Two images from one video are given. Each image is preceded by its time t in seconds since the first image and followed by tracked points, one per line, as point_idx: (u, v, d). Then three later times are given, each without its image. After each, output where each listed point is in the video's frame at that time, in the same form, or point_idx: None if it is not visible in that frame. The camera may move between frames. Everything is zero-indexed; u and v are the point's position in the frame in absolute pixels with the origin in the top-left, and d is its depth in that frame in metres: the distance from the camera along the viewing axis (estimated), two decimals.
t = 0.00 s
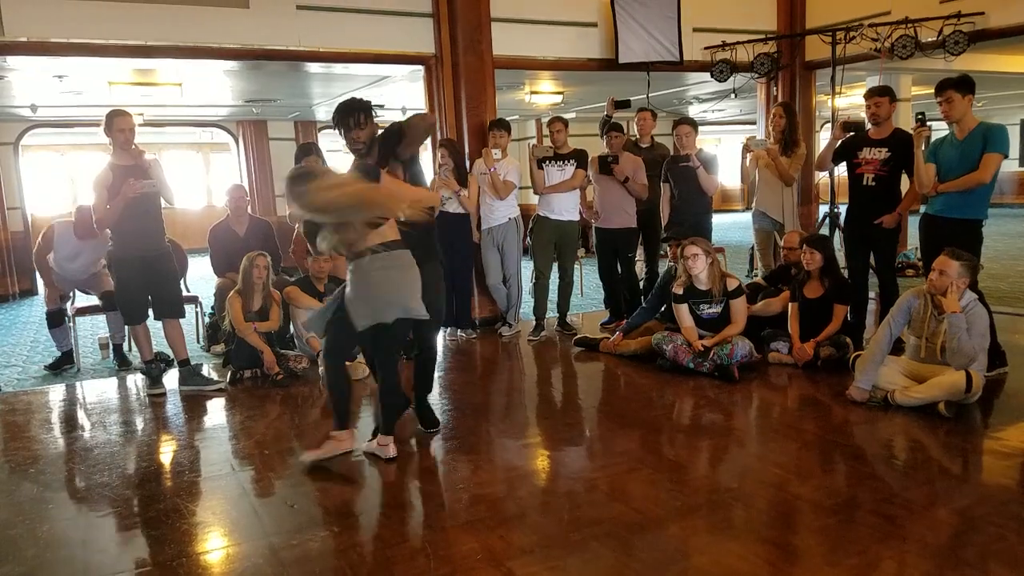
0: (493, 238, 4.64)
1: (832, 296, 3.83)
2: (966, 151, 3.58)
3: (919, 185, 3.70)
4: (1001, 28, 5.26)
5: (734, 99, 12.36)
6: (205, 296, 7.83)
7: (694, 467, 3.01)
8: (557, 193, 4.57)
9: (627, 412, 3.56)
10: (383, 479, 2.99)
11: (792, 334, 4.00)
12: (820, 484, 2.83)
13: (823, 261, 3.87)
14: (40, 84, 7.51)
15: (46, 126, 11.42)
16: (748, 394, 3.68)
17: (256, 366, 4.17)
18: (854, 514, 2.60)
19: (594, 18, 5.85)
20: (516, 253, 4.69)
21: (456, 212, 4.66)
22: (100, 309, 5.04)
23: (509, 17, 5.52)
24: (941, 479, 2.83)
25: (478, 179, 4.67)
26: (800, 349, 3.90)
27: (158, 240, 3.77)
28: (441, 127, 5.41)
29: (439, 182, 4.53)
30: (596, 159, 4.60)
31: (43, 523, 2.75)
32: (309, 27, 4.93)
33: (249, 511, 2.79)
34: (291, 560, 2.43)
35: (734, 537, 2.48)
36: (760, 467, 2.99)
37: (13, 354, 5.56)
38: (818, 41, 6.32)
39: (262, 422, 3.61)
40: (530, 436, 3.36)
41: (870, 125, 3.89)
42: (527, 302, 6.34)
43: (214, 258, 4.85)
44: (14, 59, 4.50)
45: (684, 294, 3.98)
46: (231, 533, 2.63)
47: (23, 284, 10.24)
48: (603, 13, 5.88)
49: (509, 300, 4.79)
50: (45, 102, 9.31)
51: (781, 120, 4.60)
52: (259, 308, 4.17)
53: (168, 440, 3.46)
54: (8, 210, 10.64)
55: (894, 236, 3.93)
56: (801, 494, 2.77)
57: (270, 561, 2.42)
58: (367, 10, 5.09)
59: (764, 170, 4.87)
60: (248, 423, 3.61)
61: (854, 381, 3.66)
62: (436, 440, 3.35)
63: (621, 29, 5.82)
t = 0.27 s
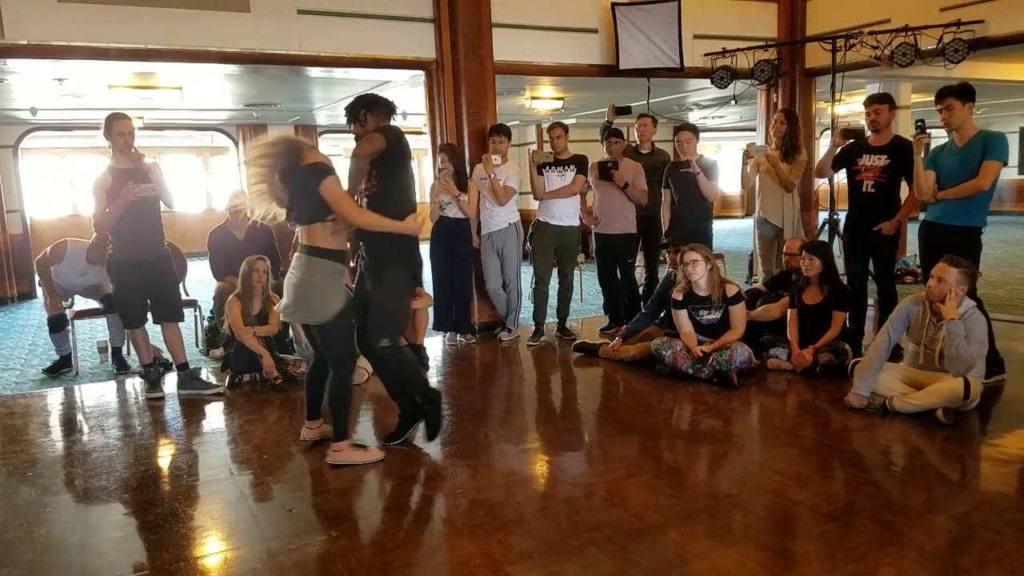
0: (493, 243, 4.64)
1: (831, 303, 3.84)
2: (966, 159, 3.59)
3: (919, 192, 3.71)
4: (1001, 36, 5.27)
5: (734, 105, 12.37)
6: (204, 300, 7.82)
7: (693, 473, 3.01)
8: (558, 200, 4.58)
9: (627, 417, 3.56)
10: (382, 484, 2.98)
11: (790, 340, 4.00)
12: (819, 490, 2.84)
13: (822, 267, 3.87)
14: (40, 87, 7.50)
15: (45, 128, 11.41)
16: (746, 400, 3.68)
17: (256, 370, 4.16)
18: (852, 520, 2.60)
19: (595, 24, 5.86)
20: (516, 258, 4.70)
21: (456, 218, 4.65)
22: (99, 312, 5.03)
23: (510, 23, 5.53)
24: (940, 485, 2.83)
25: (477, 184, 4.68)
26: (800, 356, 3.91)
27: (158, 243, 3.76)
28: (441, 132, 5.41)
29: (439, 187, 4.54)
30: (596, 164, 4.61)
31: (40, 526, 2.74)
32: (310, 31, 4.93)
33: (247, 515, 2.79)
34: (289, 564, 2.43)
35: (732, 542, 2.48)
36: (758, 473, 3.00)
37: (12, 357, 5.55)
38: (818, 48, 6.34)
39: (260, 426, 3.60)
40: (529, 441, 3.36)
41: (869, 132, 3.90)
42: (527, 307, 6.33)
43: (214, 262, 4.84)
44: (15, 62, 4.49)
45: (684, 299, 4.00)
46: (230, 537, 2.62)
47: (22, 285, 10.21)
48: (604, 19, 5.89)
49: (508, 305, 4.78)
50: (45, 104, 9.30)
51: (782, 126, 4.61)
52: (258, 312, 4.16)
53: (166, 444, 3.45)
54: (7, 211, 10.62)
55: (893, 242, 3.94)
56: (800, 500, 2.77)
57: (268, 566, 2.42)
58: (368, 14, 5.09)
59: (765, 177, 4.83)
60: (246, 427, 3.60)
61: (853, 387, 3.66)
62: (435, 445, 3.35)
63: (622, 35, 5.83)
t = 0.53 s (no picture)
0: (491, 245, 4.64)
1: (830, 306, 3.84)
2: (965, 162, 3.60)
3: (917, 195, 3.71)
4: (1001, 40, 5.28)
5: (733, 108, 12.39)
6: (204, 302, 7.83)
7: (691, 476, 3.02)
8: (557, 202, 4.57)
9: (625, 420, 3.56)
10: (380, 486, 2.99)
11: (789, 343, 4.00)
12: (817, 493, 2.84)
13: (821, 270, 3.87)
14: (40, 88, 7.50)
15: (45, 130, 11.43)
16: (745, 402, 3.68)
17: (255, 372, 4.16)
18: (851, 523, 2.60)
19: (594, 27, 5.86)
20: (515, 261, 4.70)
21: (455, 220, 4.66)
22: (98, 314, 5.03)
23: (509, 26, 5.54)
24: (938, 488, 2.84)
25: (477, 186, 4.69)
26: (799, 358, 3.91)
27: (156, 246, 3.77)
28: (440, 134, 5.41)
29: (438, 189, 4.58)
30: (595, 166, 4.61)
31: (38, 528, 2.74)
32: (310, 33, 4.93)
33: (246, 516, 2.79)
34: (288, 566, 2.43)
35: (730, 545, 2.48)
36: (756, 476, 3.00)
37: (11, 359, 5.55)
38: (817, 51, 6.34)
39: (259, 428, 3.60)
40: (527, 443, 3.36)
41: (868, 135, 3.91)
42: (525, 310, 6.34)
43: (212, 264, 4.85)
44: (14, 63, 4.50)
45: (683, 302, 4.00)
46: (228, 539, 2.62)
47: (21, 287, 10.21)
48: (604, 22, 5.90)
49: (507, 308, 4.77)
50: (44, 106, 9.30)
51: (785, 128, 4.60)
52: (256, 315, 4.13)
53: (165, 445, 3.45)
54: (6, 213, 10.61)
55: (892, 245, 3.94)
56: (798, 502, 2.77)
57: (266, 568, 2.42)
58: (367, 16, 5.09)
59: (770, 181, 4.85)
60: (245, 429, 3.60)
61: (852, 390, 3.66)
62: (433, 447, 3.35)
63: (621, 38, 5.83)
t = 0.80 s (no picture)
0: (490, 245, 4.64)
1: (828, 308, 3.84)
2: (964, 165, 3.60)
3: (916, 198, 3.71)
4: (1000, 43, 5.28)
5: (733, 109, 12.40)
6: (202, 300, 7.82)
7: (689, 476, 3.02)
8: (556, 202, 4.57)
9: (623, 420, 3.56)
10: (378, 485, 2.98)
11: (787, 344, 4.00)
12: (814, 495, 2.84)
13: (819, 271, 3.88)
14: (39, 84, 7.49)
15: (43, 126, 11.41)
16: (742, 403, 3.68)
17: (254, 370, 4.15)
18: (848, 524, 2.60)
19: (594, 28, 5.86)
20: (514, 261, 4.69)
21: (454, 219, 4.67)
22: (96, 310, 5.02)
23: (510, 25, 5.53)
24: (935, 491, 2.84)
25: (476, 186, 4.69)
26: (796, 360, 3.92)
27: (155, 244, 3.76)
28: (440, 134, 5.41)
29: (438, 188, 4.58)
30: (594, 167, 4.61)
31: (34, 525, 2.74)
32: (310, 31, 4.93)
33: (242, 514, 2.79)
34: (284, 565, 2.42)
35: (727, 546, 2.48)
36: (753, 477, 3.00)
37: (8, 356, 5.54)
38: (817, 53, 6.35)
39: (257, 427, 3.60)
40: (525, 444, 3.36)
41: (868, 138, 3.92)
42: (524, 310, 6.34)
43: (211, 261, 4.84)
44: (13, 59, 4.49)
45: (681, 303, 4.00)
46: (224, 537, 2.62)
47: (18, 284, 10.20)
48: (604, 22, 5.90)
49: (506, 308, 4.77)
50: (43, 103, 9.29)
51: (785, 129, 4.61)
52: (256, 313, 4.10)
53: (162, 443, 3.45)
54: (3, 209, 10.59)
55: (890, 248, 3.94)
56: (795, 504, 2.77)
57: (262, 566, 2.42)
58: (367, 15, 5.09)
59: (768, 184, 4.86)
60: (242, 427, 3.60)
61: (849, 391, 3.67)
62: (431, 447, 3.35)
63: (622, 38, 5.83)
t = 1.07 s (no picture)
0: (490, 244, 4.64)
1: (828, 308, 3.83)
2: (964, 165, 3.60)
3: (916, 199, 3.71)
4: (1001, 44, 5.28)
5: (734, 109, 12.39)
6: (201, 299, 7.81)
7: (688, 477, 3.02)
8: (556, 201, 4.57)
9: (623, 420, 3.56)
10: (377, 484, 2.98)
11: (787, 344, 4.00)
12: (813, 495, 2.84)
13: (820, 272, 3.87)
14: (39, 83, 7.49)
15: (44, 125, 11.41)
16: (742, 404, 3.68)
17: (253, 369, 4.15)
18: (847, 525, 2.60)
19: (595, 28, 5.86)
20: (514, 260, 4.69)
21: (455, 219, 4.67)
22: (94, 309, 5.01)
23: (510, 25, 5.53)
24: (934, 491, 2.84)
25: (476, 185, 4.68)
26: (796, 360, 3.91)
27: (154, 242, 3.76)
28: (440, 133, 5.41)
29: (438, 187, 4.58)
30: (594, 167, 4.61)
31: (33, 523, 2.73)
32: (310, 30, 4.92)
33: (241, 513, 2.79)
34: (283, 563, 2.42)
35: (726, 546, 2.48)
36: (752, 477, 3.00)
37: (8, 354, 5.54)
38: (818, 54, 6.35)
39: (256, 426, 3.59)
40: (524, 443, 3.35)
41: (869, 138, 3.91)
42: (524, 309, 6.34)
43: (210, 260, 4.84)
44: (13, 57, 4.49)
45: (681, 303, 4.00)
46: (223, 536, 2.62)
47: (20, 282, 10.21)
48: (604, 22, 5.89)
49: (506, 307, 4.77)
50: (44, 101, 9.29)
51: (781, 130, 4.64)
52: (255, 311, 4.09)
53: (161, 442, 3.44)
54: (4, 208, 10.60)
55: (890, 249, 3.94)
56: (795, 504, 2.77)
57: (261, 565, 2.42)
58: (368, 14, 5.08)
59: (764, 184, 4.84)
60: (241, 425, 3.60)
61: (849, 392, 3.66)
62: (430, 446, 3.35)
63: (623, 38, 5.83)
